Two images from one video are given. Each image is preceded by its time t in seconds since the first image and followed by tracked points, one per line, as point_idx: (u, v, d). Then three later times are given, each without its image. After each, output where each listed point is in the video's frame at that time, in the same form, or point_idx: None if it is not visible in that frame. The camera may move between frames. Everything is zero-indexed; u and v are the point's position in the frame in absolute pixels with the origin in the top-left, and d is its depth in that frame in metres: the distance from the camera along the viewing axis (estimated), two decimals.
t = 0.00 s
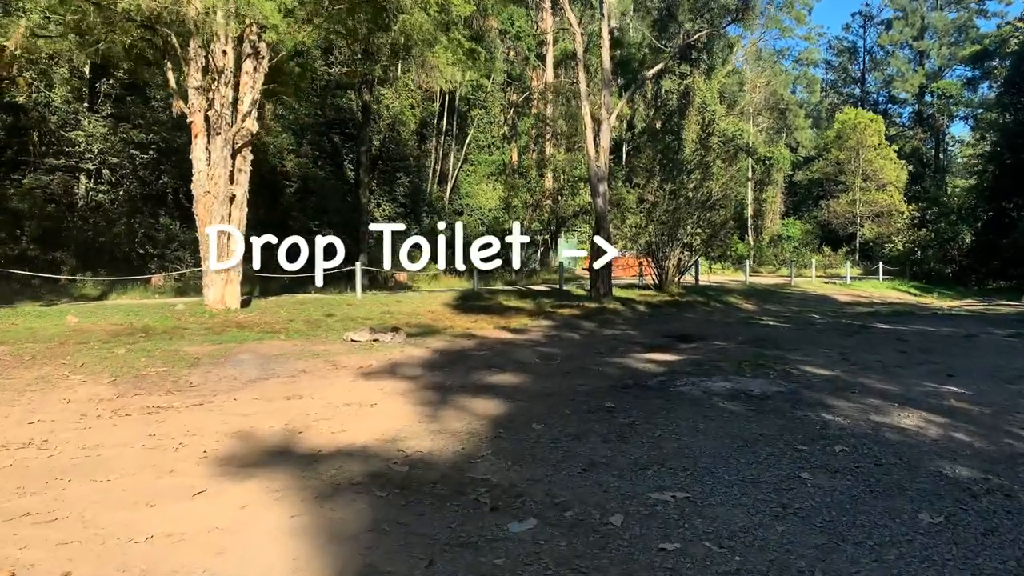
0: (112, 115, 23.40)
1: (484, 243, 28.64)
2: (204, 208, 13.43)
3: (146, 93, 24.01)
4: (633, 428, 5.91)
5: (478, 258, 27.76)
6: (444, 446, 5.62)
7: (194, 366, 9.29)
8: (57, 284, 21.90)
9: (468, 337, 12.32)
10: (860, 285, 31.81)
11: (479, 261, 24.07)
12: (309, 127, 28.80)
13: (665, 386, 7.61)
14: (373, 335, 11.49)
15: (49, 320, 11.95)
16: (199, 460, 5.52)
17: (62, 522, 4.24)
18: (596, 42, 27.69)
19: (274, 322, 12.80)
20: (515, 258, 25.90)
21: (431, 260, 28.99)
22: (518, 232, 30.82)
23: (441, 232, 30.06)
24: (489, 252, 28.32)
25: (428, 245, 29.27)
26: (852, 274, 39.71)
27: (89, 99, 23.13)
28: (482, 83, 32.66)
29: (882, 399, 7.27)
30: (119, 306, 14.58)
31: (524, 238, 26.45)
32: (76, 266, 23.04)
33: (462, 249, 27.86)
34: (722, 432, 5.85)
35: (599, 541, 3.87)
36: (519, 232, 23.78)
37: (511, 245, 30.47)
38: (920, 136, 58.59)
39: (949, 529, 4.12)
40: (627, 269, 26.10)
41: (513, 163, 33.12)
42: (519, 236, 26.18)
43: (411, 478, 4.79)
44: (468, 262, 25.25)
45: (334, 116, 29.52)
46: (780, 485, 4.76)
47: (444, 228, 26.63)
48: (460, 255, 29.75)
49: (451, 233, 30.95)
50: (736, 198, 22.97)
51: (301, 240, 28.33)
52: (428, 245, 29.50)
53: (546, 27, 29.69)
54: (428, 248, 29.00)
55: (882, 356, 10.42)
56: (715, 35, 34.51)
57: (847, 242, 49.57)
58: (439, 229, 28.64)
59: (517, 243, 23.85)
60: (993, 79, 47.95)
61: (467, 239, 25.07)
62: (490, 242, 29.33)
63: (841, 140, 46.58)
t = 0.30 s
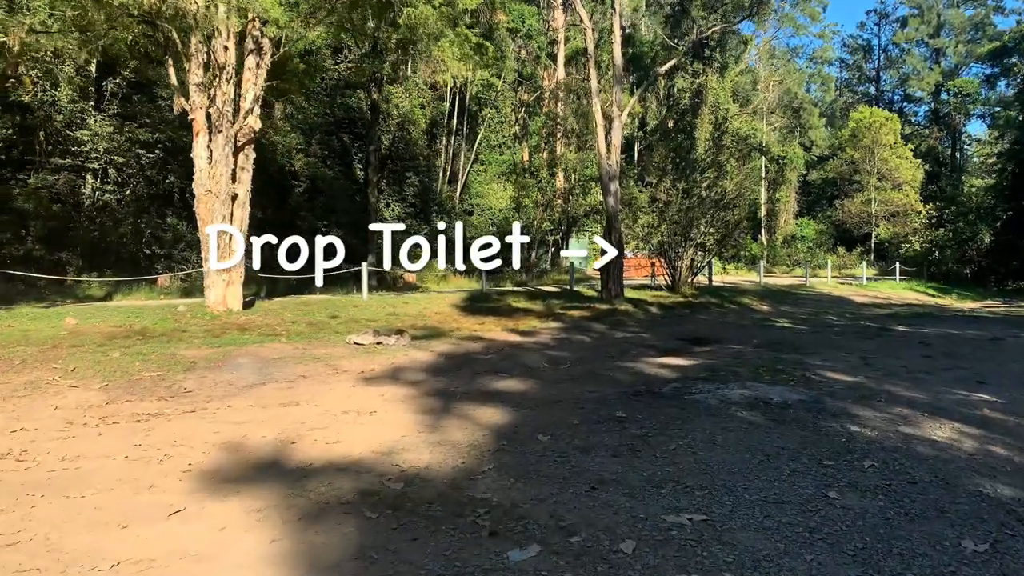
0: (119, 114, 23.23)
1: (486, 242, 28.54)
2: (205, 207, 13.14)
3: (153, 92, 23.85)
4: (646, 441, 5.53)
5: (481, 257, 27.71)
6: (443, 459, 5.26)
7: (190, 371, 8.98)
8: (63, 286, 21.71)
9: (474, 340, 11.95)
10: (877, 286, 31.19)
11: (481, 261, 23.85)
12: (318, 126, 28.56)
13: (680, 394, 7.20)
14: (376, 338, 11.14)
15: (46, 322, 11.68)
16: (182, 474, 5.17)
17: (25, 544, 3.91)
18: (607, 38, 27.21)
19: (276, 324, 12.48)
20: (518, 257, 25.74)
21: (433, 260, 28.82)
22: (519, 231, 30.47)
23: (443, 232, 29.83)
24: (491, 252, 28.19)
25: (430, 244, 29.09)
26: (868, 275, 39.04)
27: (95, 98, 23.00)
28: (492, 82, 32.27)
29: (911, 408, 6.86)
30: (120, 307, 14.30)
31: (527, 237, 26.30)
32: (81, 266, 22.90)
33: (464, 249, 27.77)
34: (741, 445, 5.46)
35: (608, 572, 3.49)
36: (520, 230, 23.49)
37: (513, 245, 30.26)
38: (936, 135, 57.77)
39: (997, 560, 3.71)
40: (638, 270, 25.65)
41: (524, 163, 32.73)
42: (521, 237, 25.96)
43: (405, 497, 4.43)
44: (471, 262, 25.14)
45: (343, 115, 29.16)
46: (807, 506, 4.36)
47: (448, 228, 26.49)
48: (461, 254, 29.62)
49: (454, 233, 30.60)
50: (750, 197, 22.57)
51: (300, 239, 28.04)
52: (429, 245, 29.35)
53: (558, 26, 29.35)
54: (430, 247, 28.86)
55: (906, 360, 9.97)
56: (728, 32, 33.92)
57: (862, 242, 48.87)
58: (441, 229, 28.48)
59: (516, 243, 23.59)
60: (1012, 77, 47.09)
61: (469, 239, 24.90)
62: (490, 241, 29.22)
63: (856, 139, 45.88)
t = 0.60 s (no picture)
0: (124, 114, 22.96)
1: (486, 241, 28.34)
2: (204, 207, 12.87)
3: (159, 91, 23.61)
4: (655, 455, 5.18)
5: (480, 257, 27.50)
6: (437, 474, 4.93)
7: (183, 375, 8.70)
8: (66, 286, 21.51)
9: (479, 344, 11.60)
10: (892, 287, 30.62)
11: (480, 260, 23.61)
12: (326, 125, 28.24)
13: (692, 403, 6.83)
14: (377, 341, 10.82)
15: (40, 324, 11.41)
16: (159, 491, 4.86)
17: None
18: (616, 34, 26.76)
19: (275, 326, 12.18)
20: (517, 259, 25.41)
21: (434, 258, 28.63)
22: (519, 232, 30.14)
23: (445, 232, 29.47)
24: (495, 254, 27.94)
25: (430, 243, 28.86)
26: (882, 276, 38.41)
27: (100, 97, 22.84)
28: (501, 80, 31.91)
29: (936, 418, 6.49)
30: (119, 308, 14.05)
31: (527, 238, 26.19)
32: (86, 266, 22.64)
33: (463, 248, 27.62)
34: (756, 459, 5.12)
35: None
36: (518, 233, 23.58)
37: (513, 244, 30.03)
38: (950, 134, 57.00)
39: None
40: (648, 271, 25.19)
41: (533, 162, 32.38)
42: (522, 237, 25.59)
43: (392, 519, 4.11)
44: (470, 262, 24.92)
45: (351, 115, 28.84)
46: (829, 531, 4.00)
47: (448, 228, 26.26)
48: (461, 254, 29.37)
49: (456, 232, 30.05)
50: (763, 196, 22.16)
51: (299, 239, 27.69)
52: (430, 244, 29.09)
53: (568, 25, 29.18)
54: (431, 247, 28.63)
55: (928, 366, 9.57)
56: (739, 29, 33.41)
57: (875, 242, 48.24)
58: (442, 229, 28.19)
59: (516, 243, 23.48)
60: None
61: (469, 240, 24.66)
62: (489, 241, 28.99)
63: (869, 138, 45.23)
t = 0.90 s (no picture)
0: (134, 113, 22.84)
1: (487, 242, 27.69)
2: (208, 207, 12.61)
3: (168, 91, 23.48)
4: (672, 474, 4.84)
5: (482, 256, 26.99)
6: (437, 493, 4.60)
7: (182, 381, 8.43)
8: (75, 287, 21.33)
9: (488, 348, 11.26)
10: (911, 288, 30.03)
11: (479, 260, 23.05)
12: (337, 125, 27.87)
13: (712, 414, 6.46)
14: (384, 345, 10.51)
15: (40, 328, 11.15)
16: (142, 511, 4.56)
17: None
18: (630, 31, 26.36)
19: (281, 330, 11.89)
20: (517, 256, 24.32)
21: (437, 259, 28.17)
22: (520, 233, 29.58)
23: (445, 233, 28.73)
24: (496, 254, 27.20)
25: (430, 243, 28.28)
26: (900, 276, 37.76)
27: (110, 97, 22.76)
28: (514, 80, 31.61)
29: (973, 431, 6.10)
30: (123, 310, 13.82)
31: (526, 237, 24.87)
32: (95, 267, 22.35)
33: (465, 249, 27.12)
34: (782, 478, 4.76)
35: None
36: (518, 231, 22.35)
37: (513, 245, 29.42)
38: (969, 133, 56.20)
39: None
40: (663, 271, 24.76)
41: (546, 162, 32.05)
42: (522, 237, 24.80)
43: (388, 546, 3.78)
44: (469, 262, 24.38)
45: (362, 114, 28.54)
46: (866, 565, 3.63)
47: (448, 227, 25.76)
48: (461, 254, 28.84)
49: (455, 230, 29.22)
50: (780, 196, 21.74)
51: (301, 240, 27.30)
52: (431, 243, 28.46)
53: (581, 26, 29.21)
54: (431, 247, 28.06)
55: (957, 373, 9.17)
56: (755, 26, 32.97)
57: (892, 243, 47.56)
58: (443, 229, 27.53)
59: (516, 243, 22.43)
60: None
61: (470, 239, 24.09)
62: (490, 242, 28.39)
63: (887, 137, 44.55)
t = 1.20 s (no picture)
0: (147, 111, 22.75)
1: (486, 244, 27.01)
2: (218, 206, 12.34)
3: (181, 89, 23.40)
4: (704, 492, 4.48)
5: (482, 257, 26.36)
6: (449, 512, 4.26)
7: (187, 385, 8.15)
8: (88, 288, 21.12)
9: (504, 351, 10.88)
10: (935, 289, 29.40)
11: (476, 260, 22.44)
12: (352, 123, 27.74)
13: (743, 425, 6.06)
14: (397, 347, 10.18)
15: (44, 329, 10.87)
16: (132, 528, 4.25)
17: None
18: (649, 26, 25.94)
19: (291, 331, 11.61)
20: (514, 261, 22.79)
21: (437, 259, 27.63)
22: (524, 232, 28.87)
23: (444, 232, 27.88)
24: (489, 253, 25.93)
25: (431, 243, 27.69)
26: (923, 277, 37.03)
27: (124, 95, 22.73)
28: (529, 78, 31.32)
29: None
30: (132, 310, 13.60)
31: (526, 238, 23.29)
32: (107, 267, 22.02)
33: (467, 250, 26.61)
34: (824, 498, 4.36)
35: None
36: (518, 231, 20.89)
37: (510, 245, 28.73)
38: (992, 131, 55.22)
39: None
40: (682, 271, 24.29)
41: (562, 161, 31.65)
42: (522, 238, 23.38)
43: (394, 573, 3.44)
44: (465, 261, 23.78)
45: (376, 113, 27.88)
46: None
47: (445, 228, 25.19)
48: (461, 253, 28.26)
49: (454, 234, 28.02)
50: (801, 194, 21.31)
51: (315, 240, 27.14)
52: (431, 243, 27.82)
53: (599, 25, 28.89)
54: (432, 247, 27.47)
55: (998, 379, 8.73)
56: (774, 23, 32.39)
57: (914, 242, 46.77)
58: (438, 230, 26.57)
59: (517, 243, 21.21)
60: None
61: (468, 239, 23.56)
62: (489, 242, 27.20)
63: (909, 136, 43.75)
